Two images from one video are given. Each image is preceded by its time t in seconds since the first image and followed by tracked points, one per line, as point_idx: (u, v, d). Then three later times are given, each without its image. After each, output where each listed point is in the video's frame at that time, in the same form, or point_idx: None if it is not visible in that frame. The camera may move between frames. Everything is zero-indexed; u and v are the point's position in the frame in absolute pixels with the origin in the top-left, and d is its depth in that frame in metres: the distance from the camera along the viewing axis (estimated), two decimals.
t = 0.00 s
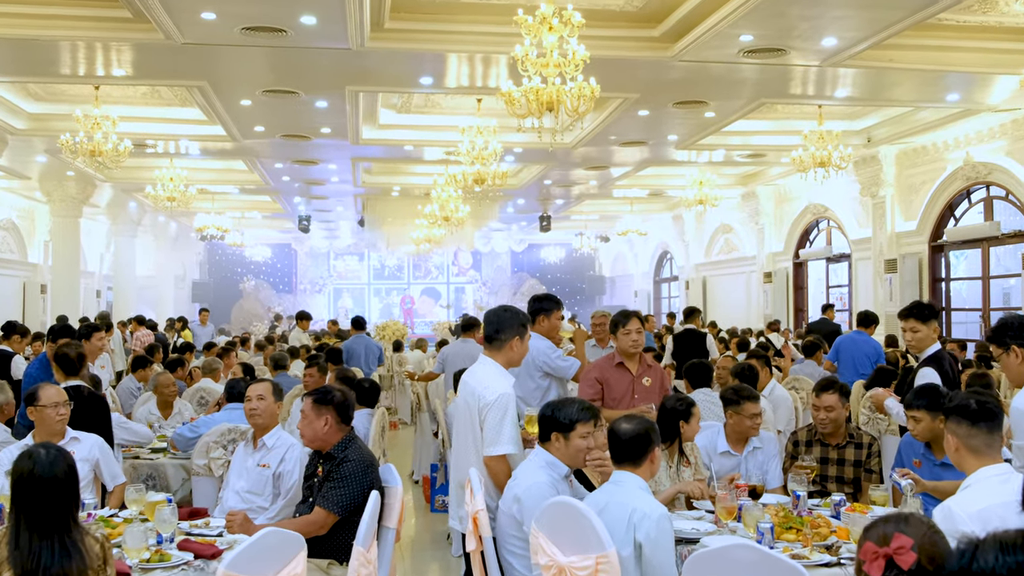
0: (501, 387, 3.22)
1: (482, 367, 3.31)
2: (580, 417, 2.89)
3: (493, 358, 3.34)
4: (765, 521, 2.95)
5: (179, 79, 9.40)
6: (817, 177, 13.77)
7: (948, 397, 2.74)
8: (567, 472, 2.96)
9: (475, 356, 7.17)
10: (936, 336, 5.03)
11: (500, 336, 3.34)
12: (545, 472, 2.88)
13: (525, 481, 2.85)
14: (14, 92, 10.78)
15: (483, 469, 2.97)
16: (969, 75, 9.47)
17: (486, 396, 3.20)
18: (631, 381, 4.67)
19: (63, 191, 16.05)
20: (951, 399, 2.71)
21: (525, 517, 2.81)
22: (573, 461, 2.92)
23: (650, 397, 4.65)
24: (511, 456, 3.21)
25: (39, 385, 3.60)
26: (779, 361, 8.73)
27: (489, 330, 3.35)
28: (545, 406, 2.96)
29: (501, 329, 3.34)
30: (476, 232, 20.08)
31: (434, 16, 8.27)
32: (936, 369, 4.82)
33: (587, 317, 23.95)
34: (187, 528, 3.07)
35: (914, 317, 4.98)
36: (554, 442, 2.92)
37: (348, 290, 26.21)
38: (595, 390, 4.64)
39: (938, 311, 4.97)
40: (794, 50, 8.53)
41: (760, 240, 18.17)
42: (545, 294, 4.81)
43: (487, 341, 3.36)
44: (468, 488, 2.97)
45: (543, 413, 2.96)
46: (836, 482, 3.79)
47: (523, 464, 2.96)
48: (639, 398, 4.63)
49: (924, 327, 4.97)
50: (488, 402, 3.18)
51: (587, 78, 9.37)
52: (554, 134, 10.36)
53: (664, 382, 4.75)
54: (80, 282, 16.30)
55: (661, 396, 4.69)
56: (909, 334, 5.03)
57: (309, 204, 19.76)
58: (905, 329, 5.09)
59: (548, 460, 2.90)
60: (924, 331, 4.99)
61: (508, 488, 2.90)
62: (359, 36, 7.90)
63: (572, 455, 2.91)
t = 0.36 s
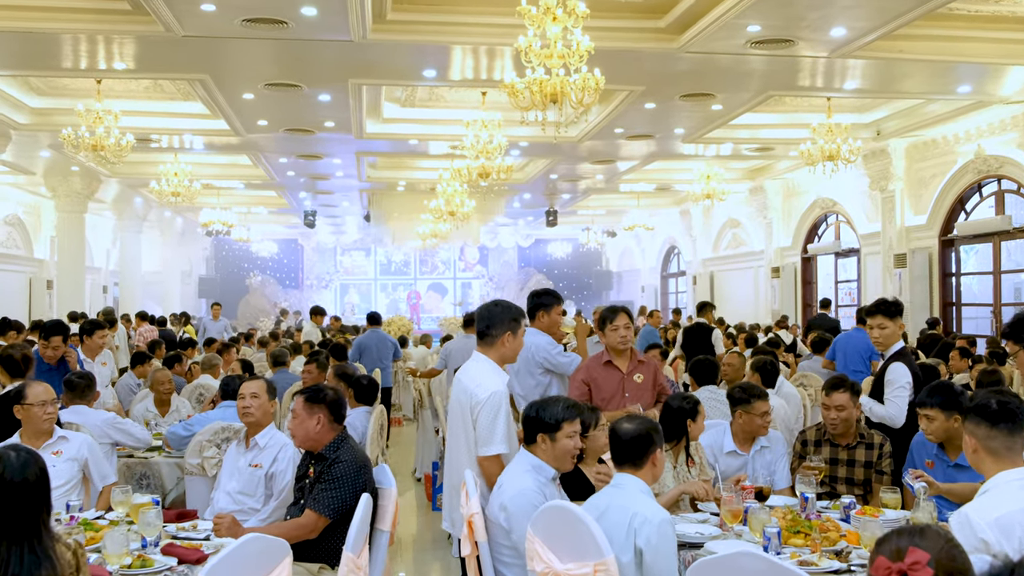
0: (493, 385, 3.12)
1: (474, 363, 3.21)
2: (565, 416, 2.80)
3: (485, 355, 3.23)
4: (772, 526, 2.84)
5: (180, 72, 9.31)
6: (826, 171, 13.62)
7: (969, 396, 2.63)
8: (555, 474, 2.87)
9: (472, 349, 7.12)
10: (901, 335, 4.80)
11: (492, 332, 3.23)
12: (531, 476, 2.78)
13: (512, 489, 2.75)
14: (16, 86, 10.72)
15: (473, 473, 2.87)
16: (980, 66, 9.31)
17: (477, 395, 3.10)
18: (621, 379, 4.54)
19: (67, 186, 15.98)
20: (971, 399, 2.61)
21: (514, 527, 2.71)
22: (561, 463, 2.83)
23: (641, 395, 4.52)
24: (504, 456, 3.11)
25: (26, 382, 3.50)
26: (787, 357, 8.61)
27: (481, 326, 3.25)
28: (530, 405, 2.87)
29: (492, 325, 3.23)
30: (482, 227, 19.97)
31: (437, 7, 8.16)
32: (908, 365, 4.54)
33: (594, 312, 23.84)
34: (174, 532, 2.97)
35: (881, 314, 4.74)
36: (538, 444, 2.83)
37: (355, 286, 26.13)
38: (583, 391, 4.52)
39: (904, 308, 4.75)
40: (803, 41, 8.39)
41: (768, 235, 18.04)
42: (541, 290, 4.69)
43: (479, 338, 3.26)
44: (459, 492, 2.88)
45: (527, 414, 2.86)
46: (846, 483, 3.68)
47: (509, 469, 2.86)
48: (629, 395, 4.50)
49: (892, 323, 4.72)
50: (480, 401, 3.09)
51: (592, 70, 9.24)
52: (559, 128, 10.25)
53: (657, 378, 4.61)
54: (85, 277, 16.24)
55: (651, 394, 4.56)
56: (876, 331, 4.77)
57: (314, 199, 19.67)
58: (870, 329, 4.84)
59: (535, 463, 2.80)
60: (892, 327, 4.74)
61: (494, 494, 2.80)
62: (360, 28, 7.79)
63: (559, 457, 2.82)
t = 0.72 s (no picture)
0: (495, 387, 3.03)
1: (475, 364, 3.12)
2: (569, 420, 2.71)
3: (487, 356, 3.14)
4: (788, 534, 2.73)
5: (194, 69, 9.26)
6: (847, 166, 13.44)
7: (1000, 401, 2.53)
8: (560, 480, 2.77)
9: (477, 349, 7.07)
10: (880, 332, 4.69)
11: (491, 333, 3.15)
12: (535, 482, 2.69)
13: (516, 496, 2.65)
14: (32, 84, 10.72)
15: (476, 478, 2.78)
16: (1005, 58, 9.12)
17: (478, 397, 3.01)
18: (607, 380, 4.37)
19: (86, 184, 16.01)
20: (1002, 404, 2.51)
21: (517, 536, 2.61)
22: (566, 468, 2.73)
23: (630, 396, 4.36)
24: (508, 460, 3.02)
25: (25, 382, 3.45)
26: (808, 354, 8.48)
27: (481, 326, 3.16)
28: (532, 409, 2.78)
29: (492, 325, 3.15)
30: (501, 223, 19.89)
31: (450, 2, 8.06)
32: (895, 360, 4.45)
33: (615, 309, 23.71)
34: (170, 536, 2.92)
35: (862, 309, 4.62)
36: (542, 449, 2.73)
37: (374, 283, 26.12)
38: (568, 396, 4.36)
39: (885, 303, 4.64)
40: (822, 34, 8.25)
41: (789, 231, 17.87)
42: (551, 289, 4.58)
43: (479, 339, 3.17)
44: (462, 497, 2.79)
45: (529, 420, 2.77)
46: (867, 487, 3.57)
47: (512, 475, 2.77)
48: (617, 396, 4.34)
49: (873, 319, 4.61)
50: (481, 403, 3.00)
51: (608, 64, 9.12)
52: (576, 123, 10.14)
53: (648, 375, 4.45)
54: (104, 275, 16.27)
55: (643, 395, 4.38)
56: (856, 326, 4.66)
57: (333, 196, 19.64)
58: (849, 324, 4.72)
59: (539, 468, 2.71)
60: (873, 323, 4.63)
61: (498, 500, 2.71)
62: (372, 22, 7.71)
63: (565, 462, 2.72)
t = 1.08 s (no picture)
0: (509, 388, 2.92)
1: (487, 366, 3.01)
2: (597, 424, 2.57)
3: (499, 357, 3.03)
4: (817, 546, 2.61)
5: (215, 68, 9.23)
6: (876, 163, 13.23)
7: None
8: (586, 488, 2.62)
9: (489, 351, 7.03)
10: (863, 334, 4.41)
11: (502, 333, 3.04)
12: (560, 487, 2.55)
13: (537, 499, 2.53)
14: (56, 84, 10.73)
15: (490, 485, 2.67)
16: None
17: (492, 400, 2.91)
18: (603, 385, 4.15)
19: (112, 184, 16.07)
20: None
21: (537, 541, 2.49)
22: (593, 474, 2.59)
23: (626, 399, 4.13)
24: (526, 466, 2.91)
25: (33, 383, 3.39)
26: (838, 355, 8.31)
27: (492, 327, 3.05)
28: (559, 411, 2.64)
29: (502, 325, 3.04)
30: (525, 222, 19.80)
31: None
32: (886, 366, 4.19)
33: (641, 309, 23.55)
34: (174, 543, 2.85)
35: (839, 313, 4.35)
36: (568, 454, 2.59)
37: (400, 282, 26.13)
38: (564, 400, 4.19)
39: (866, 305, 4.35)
40: (850, 27, 8.08)
41: (818, 230, 17.65)
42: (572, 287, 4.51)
43: (490, 339, 3.06)
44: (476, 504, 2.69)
45: (555, 422, 2.63)
46: (901, 495, 3.43)
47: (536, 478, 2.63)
48: (612, 400, 4.11)
49: (851, 323, 4.32)
50: (495, 406, 2.89)
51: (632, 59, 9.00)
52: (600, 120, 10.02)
53: (647, 378, 4.21)
54: (130, 275, 16.31)
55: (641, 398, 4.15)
56: (834, 331, 4.39)
57: (357, 196, 19.64)
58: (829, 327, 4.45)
59: (564, 473, 2.57)
60: (852, 327, 4.35)
61: (519, 504, 2.59)
62: (391, 18, 7.64)
63: (591, 467, 2.58)
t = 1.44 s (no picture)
0: (530, 388, 2.79)
1: (503, 366, 2.87)
2: (629, 428, 2.42)
3: (515, 357, 2.89)
4: (851, 558, 2.47)
5: (232, 66, 9.16)
6: (900, 160, 13.03)
7: None
8: (614, 495, 2.48)
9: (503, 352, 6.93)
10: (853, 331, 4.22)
11: (517, 331, 2.89)
12: (587, 495, 2.41)
13: (562, 506, 2.39)
14: (73, 83, 10.66)
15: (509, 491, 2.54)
16: None
17: (513, 401, 2.77)
18: (611, 387, 3.97)
19: (130, 184, 16.03)
20: None
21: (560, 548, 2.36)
22: (624, 481, 2.45)
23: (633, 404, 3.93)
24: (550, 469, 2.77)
25: (37, 383, 3.32)
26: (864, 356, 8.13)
27: (507, 325, 2.91)
28: (589, 414, 2.50)
29: (517, 323, 2.89)
30: (543, 222, 19.67)
31: None
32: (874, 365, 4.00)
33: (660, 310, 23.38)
34: (177, 552, 2.76)
35: (827, 309, 4.16)
36: (598, 458, 2.45)
37: (418, 283, 26.09)
38: (573, 402, 4.05)
39: (856, 301, 4.15)
40: (875, 21, 7.91)
41: (839, 229, 17.45)
42: (589, 287, 4.36)
43: (506, 338, 2.92)
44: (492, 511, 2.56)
45: (586, 425, 2.49)
46: (936, 503, 3.30)
47: (561, 484, 2.50)
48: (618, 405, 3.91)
49: (838, 319, 4.13)
50: (517, 408, 2.76)
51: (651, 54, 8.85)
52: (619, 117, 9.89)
53: (659, 382, 3.99)
54: (148, 274, 16.28)
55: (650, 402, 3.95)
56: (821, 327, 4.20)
57: (375, 195, 19.58)
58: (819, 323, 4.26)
59: (591, 480, 2.43)
60: (839, 323, 4.16)
61: (543, 510, 2.45)
62: (408, 13, 7.52)
63: (623, 473, 2.44)
